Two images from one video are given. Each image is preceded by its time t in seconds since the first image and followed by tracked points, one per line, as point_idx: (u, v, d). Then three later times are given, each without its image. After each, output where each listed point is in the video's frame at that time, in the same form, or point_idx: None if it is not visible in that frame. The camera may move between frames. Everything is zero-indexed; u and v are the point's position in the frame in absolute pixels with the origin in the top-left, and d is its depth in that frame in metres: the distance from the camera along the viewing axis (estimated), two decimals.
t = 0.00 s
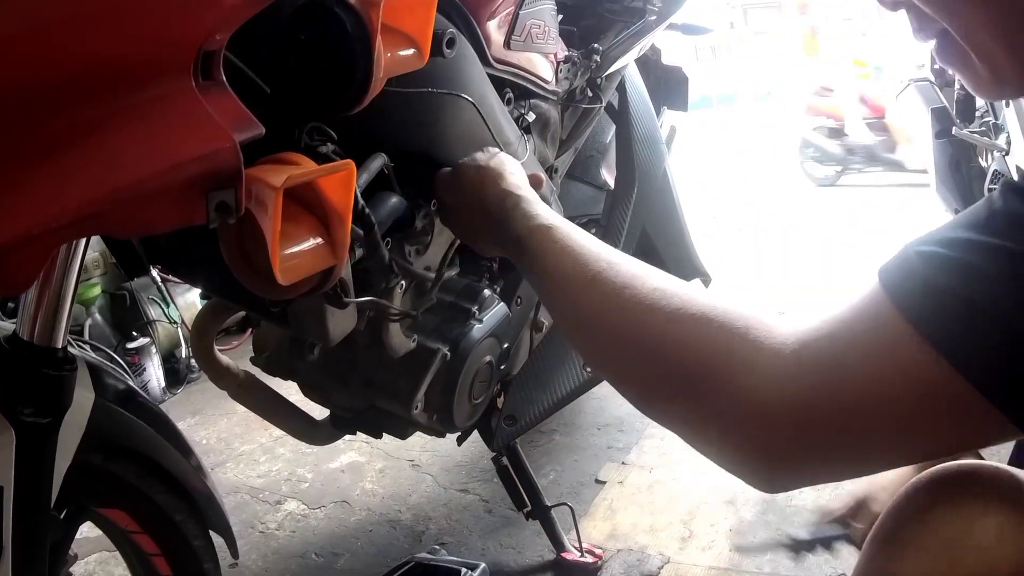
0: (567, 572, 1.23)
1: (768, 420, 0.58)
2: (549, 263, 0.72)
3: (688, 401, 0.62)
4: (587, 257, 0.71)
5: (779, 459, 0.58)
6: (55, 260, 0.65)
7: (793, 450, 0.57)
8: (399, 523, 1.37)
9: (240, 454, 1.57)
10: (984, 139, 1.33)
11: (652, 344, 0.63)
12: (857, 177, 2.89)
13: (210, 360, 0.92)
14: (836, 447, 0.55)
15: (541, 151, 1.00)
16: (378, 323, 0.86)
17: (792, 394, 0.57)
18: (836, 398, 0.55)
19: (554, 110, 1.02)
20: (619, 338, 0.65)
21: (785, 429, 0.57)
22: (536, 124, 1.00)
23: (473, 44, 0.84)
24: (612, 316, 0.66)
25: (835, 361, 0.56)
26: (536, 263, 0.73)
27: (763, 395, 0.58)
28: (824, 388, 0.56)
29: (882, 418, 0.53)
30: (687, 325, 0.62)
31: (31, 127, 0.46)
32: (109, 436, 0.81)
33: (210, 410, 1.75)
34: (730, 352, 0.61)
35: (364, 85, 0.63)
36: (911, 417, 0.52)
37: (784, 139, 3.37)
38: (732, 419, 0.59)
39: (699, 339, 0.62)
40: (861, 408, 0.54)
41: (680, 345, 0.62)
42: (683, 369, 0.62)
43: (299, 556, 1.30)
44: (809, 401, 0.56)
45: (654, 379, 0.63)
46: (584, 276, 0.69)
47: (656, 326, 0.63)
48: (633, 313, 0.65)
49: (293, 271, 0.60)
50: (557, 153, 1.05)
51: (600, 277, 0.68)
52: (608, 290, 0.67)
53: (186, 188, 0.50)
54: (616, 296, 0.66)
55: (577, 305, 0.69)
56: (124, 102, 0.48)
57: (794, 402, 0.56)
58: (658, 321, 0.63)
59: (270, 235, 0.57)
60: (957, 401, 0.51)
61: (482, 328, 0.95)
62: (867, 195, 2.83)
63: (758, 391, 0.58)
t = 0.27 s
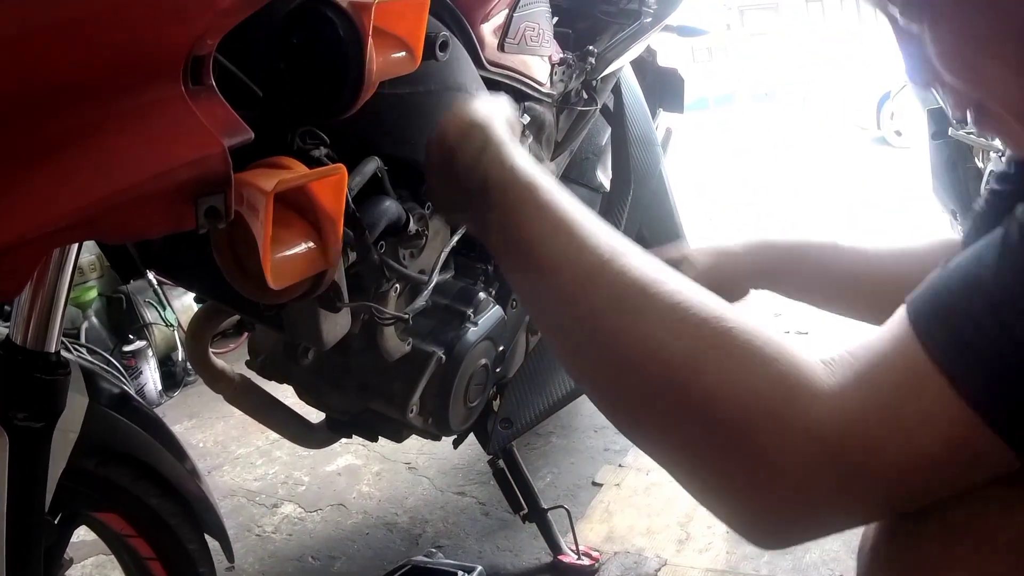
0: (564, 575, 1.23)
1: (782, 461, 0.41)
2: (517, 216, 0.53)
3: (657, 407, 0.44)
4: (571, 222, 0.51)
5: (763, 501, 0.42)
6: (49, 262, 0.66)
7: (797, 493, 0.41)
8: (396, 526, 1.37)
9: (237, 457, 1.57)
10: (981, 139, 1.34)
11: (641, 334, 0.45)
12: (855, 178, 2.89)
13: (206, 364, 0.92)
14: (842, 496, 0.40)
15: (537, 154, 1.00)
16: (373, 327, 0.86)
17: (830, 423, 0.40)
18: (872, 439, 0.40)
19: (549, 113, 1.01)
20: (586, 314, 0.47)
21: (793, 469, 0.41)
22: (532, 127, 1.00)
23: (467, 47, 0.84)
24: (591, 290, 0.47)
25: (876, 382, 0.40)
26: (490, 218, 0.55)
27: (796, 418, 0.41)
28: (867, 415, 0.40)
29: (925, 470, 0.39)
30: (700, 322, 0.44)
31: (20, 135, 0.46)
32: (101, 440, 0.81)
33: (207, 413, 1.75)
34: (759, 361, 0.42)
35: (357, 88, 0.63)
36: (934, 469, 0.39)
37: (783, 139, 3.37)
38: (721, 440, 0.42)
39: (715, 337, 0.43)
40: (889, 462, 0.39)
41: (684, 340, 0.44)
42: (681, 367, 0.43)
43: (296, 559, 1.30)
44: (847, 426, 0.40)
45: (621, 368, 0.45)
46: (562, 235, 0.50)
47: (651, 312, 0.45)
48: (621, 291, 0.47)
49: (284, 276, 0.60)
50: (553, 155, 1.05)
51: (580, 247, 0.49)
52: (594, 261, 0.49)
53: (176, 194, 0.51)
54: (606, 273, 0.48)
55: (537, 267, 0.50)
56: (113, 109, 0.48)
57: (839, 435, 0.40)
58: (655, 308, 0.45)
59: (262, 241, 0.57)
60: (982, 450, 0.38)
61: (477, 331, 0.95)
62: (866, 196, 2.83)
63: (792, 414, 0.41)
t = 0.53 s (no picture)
0: None
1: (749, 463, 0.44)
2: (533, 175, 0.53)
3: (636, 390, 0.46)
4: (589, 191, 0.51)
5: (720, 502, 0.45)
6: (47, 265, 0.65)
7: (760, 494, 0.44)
8: (395, 528, 1.37)
9: (235, 459, 1.57)
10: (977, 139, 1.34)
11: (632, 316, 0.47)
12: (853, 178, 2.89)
13: (204, 367, 0.92)
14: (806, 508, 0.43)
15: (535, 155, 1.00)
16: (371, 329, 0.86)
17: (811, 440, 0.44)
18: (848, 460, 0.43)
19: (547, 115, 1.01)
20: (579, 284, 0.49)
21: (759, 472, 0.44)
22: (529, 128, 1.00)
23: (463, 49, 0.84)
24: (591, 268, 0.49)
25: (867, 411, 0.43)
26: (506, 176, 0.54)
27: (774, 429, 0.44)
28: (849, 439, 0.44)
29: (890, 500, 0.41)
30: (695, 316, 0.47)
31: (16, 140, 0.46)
32: (99, 444, 0.81)
33: (206, 415, 1.75)
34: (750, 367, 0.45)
35: (356, 87, 0.64)
36: (900, 496, 0.41)
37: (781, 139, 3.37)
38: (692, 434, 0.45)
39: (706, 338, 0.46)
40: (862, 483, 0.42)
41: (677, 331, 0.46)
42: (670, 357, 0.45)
43: (295, 561, 1.30)
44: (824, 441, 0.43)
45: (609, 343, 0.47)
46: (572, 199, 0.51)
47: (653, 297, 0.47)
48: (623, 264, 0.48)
49: (283, 278, 0.61)
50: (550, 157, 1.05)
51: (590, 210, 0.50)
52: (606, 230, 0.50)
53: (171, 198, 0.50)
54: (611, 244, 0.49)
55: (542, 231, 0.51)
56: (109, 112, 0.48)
57: (815, 450, 0.43)
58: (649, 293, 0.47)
59: (260, 243, 0.57)
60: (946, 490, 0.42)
61: (475, 333, 0.95)
62: (864, 196, 2.83)
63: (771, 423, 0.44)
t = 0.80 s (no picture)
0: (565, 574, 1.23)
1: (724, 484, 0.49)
2: (538, 201, 0.55)
3: (625, 416, 0.50)
4: (590, 220, 0.54)
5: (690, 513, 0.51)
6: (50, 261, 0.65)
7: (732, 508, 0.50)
8: (397, 527, 1.36)
9: (236, 459, 1.57)
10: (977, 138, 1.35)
11: (633, 348, 0.50)
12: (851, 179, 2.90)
13: (206, 364, 0.92)
14: (767, 519, 0.50)
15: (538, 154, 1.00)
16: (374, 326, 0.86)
17: (772, 461, 0.50)
18: (805, 478, 0.50)
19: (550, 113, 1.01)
20: (583, 314, 0.51)
21: (730, 490, 0.49)
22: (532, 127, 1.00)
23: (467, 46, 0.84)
24: (599, 300, 0.51)
25: (824, 439, 0.51)
26: (504, 198, 0.56)
27: (747, 452, 0.50)
28: (804, 459, 0.50)
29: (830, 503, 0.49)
30: (687, 351, 0.51)
31: (26, 129, 0.46)
32: (102, 442, 0.80)
33: (206, 415, 1.74)
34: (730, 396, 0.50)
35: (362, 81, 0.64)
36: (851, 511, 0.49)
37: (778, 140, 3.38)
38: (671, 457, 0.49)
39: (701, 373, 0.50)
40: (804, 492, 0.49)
41: (673, 367, 0.50)
42: (669, 393, 0.49)
43: (296, 560, 1.29)
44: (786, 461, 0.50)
45: (608, 374, 0.50)
46: (576, 230, 0.53)
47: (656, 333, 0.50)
48: (623, 302, 0.51)
49: (291, 273, 0.60)
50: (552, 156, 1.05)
51: (592, 243, 0.53)
52: (608, 264, 0.52)
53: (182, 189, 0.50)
54: (615, 278, 0.52)
55: (541, 257, 0.53)
56: (120, 103, 0.48)
57: (791, 474, 0.50)
58: (651, 327, 0.50)
59: (267, 237, 0.57)
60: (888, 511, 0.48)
61: (479, 330, 0.95)
62: (861, 196, 2.84)
63: (744, 448, 0.50)
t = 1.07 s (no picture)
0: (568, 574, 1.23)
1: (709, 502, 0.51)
2: (545, 221, 0.56)
3: (616, 432, 0.52)
4: (597, 242, 0.55)
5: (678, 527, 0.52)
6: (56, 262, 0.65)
7: (718, 524, 0.51)
8: (399, 527, 1.37)
9: (238, 458, 1.57)
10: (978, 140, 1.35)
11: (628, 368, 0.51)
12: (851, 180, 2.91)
13: (210, 365, 0.92)
14: (752, 538, 0.51)
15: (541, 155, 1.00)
16: (378, 326, 0.86)
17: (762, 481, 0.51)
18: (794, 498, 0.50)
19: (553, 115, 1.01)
20: (582, 332, 0.53)
21: (716, 508, 0.51)
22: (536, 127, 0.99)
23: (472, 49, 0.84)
24: (599, 320, 0.53)
25: (817, 462, 0.51)
26: (514, 217, 0.58)
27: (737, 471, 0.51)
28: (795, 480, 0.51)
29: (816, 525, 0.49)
30: (683, 374, 0.52)
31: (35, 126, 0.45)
32: (106, 440, 0.81)
33: (207, 414, 1.74)
34: (723, 417, 0.52)
35: (368, 81, 0.64)
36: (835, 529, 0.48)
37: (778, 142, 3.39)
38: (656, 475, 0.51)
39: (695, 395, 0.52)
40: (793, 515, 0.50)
41: (666, 389, 0.51)
42: (659, 413, 0.51)
43: (298, 560, 1.29)
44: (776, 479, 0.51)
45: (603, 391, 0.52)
46: (583, 251, 0.55)
47: (653, 354, 0.52)
48: (622, 324, 0.53)
49: (298, 272, 0.61)
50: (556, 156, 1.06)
51: (595, 264, 0.54)
52: (611, 285, 0.54)
53: (192, 188, 0.50)
54: (617, 300, 0.53)
55: (547, 276, 0.55)
56: (130, 103, 0.48)
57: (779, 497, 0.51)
58: (648, 349, 0.52)
59: (275, 238, 0.57)
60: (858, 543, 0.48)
61: (482, 330, 0.96)
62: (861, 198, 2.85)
63: (734, 467, 0.51)
